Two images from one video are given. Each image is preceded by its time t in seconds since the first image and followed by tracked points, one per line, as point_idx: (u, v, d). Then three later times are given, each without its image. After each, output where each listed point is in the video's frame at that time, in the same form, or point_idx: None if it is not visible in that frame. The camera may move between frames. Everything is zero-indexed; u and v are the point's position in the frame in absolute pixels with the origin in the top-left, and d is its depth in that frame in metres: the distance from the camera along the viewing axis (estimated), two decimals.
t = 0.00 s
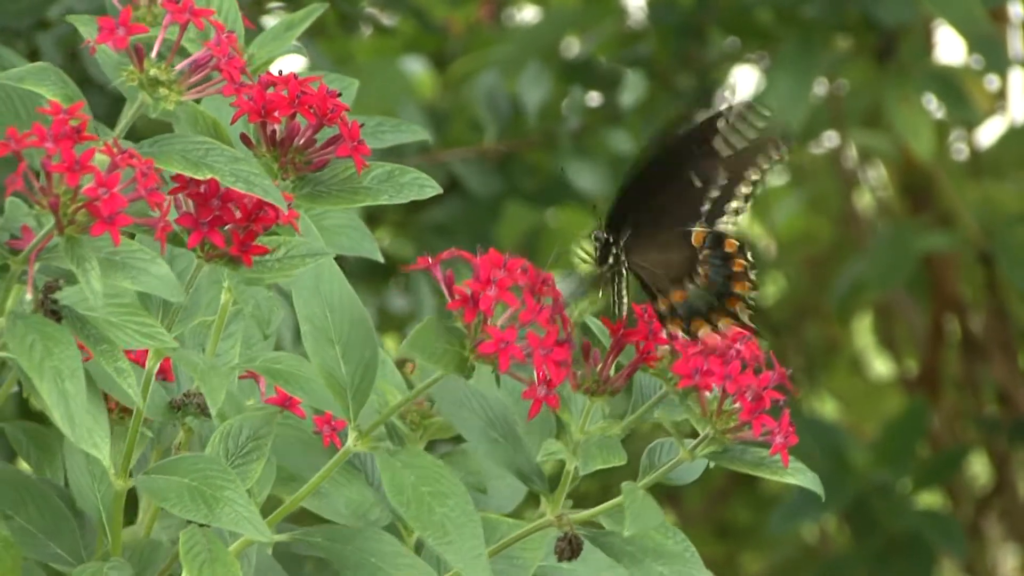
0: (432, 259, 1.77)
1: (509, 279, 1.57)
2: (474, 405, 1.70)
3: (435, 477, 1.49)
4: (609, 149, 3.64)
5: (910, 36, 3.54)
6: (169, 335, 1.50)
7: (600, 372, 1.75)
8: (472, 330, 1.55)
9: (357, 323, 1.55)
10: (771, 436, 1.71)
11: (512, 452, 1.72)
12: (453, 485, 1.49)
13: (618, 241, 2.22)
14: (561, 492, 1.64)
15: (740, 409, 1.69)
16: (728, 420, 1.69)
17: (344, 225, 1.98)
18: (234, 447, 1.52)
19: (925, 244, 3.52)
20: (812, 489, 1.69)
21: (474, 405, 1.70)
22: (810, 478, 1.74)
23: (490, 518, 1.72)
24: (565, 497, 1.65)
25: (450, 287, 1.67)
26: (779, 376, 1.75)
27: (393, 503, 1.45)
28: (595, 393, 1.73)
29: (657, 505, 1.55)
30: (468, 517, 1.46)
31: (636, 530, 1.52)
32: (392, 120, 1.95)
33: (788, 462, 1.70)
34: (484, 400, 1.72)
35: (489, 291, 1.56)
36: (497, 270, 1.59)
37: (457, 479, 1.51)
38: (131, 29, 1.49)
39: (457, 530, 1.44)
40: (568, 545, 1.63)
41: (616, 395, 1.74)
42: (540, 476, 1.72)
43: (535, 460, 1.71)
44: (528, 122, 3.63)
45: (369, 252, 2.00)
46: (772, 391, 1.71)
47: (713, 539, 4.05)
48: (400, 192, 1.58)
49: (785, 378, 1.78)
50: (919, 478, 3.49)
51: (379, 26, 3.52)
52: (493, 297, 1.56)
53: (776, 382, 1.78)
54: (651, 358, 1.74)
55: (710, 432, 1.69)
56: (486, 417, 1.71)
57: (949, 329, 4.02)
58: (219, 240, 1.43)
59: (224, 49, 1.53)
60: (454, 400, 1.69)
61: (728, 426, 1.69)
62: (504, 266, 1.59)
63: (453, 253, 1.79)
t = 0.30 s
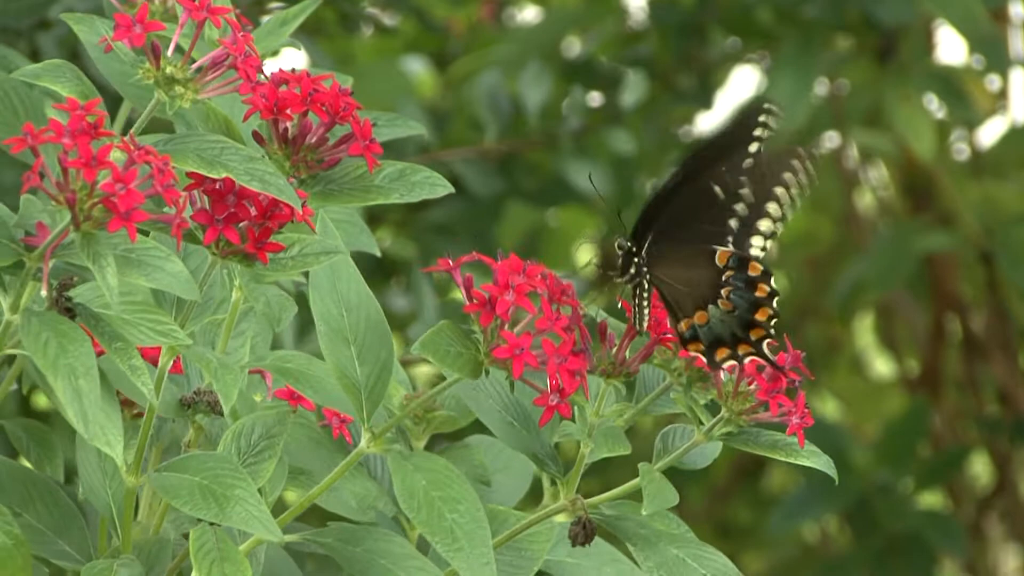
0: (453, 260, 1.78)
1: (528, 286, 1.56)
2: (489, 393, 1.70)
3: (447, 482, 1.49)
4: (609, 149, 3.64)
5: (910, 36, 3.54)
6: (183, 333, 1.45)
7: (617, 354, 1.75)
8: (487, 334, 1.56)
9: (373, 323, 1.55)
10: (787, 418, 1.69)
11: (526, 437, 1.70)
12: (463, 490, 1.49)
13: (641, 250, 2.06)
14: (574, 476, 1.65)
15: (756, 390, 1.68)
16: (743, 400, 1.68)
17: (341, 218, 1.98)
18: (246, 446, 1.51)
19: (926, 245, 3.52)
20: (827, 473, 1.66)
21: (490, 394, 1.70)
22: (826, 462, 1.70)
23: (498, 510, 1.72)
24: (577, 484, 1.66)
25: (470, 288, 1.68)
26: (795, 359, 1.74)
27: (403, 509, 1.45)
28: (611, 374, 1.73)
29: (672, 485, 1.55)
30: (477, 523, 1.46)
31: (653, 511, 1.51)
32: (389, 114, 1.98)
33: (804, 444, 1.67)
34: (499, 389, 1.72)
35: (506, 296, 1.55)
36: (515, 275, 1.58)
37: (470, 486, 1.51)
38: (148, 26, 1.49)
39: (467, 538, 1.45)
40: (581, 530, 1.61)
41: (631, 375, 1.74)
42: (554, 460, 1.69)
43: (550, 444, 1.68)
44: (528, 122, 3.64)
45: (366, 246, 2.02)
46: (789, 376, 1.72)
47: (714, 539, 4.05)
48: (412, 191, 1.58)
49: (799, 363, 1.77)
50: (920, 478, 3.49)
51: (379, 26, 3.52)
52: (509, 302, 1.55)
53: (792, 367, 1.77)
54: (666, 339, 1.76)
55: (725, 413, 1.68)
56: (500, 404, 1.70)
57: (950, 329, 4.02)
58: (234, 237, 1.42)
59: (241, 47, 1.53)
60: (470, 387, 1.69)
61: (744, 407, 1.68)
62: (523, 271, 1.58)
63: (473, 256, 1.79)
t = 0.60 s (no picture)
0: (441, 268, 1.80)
1: (519, 293, 1.56)
2: (477, 410, 1.76)
3: (438, 490, 1.50)
4: (610, 149, 3.64)
5: (910, 35, 3.53)
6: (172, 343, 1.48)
7: (603, 375, 1.75)
8: (478, 342, 1.55)
9: (364, 332, 1.55)
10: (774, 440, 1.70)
11: (513, 456, 1.74)
12: (456, 499, 1.50)
13: (627, 256, 2.19)
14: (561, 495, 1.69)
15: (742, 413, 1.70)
16: (730, 423, 1.70)
17: (344, 226, 1.98)
18: (236, 455, 1.52)
19: (926, 244, 3.52)
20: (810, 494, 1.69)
21: (479, 410, 1.76)
22: (812, 482, 1.73)
23: (491, 520, 1.72)
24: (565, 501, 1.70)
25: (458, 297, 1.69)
26: (782, 381, 1.77)
27: (394, 519, 1.46)
28: (598, 397, 1.74)
29: (657, 509, 1.57)
30: (468, 532, 1.47)
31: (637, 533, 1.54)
32: (396, 122, 1.96)
33: (789, 467, 1.70)
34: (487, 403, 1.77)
35: (497, 303, 1.55)
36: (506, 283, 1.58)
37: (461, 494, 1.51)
38: (136, 34, 1.49)
39: (457, 546, 1.46)
40: (568, 549, 1.69)
41: (618, 397, 1.75)
42: (541, 480, 1.74)
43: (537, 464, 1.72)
44: (528, 122, 3.64)
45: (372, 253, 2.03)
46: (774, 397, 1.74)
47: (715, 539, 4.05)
48: (408, 201, 1.57)
49: (787, 382, 1.80)
50: (920, 478, 3.49)
51: (380, 25, 3.52)
52: (501, 309, 1.55)
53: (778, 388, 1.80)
54: (653, 362, 1.75)
55: (711, 435, 1.70)
56: (487, 419, 1.75)
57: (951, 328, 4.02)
58: (221, 246, 1.44)
59: (230, 56, 1.53)
60: (457, 404, 1.75)
61: (730, 429, 1.70)
62: (514, 279, 1.59)
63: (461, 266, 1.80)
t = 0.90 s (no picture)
0: (416, 271, 1.80)
1: (490, 294, 1.57)
2: (457, 420, 1.74)
3: (417, 494, 1.50)
4: (608, 149, 3.63)
5: (909, 34, 3.50)
6: (148, 350, 1.50)
7: (585, 384, 1.74)
8: (453, 343, 1.56)
9: (340, 336, 1.56)
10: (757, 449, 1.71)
11: (496, 464, 1.73)
12: (435, 502, 1.50)
13: (604, 256, 2.23)
14: (548, 503, 1.67)
15: (724, 422, 1.70)
16: (712, 432, 1.70)
17: (339, 225, 1.99)
18: (216, 461, 1.53)
19: (925, 244, 3.51)
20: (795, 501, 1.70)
21: (458, 420, 1.74)
22: (797, 489, 1.74)
23: (479, 524, 1.73)
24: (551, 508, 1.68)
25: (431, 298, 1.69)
26: (764, 388, 1.77)
27: (373, 522, 1.46)
28: (579, 406, 1.73)
29: (642, 520, 1.57)
30: (447, 534, 1.47)
31: (619, 545, 1.53)
32: (389, 119, 1.94)
33: (773, 475, 1.70)
34: (466, 412, 1.75)
35: (469, 306, 1.56)
36: (477, 284, 1.58)
37: (441, 496, 1.51)
38: (107, 45, 1.51)
39: (437, 550, 1.46)
40: (554, 557, 1.64)
41: (600, 407, 1.74)
42: (528, 489, 1.74)
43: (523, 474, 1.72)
44: (527, 122, 3.64)
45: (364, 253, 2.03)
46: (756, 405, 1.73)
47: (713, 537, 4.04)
48: (385, 199, 1.58)
49: (770, 391, 1.80)
50: (919, 477, 3.49)
51: (379, 25, 3.52)
52: (472, 311, 1.55)
53: (762, 394, 1.80)
54: (634, 372, 1.76)
55: (695, 444, 1.70)
56: (468, 429, 1.74)
57: (950, 327, 4.01)
58: (196, 256, 1.44)
59: (203, 65, 1.54)
60: (437, 414, 1.73)
61: (713, 439, 1.70)
62: (485, 280, 1.59)
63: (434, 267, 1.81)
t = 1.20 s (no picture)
0: (416, 273, 1.80)
1: (491, 300, 1.57)
2: (456, 410, 1.73)
3: (414, 496, 1.50)
4: (607, 149, 3.63)
5: (907, 35, 3.50)
6: (145, 351, 1.48)
7: (583, 371, 1.75)
8: (452, 347, 1.56)
9: (338, 338, 1.56)
10: (755, 435, 1.72)
11: (494, 453, 1.74)
12: (431, 504, 1.50)
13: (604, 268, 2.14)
14: (544, 495, 1.67)
15: (722, 408, 1.72)
16: (710, 418, 1.72)
17: (331, 222, 1.99)
18: (213, 462, 1.53)
19: (924, 244, 3.51)
20: (795, 487, 1.69)
21: (457, 411, 1.73)
22: (796, 475, 1.73)
23: (476, 517, 1.72)
24: (548, 500, 1.68)
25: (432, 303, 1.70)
26: (761, 373, 1.79)
27: (371, 525, 1.46)
28: (578, 393, 1.74)
29: (639, 506, 1.57)
30: (444, 537, 1.48)
31: (616, 532, 1.54)
32: (380, 116, 1.94)
33: (771, 461, 1.70)
34: (465, 405, 1.75)
35: (470, 310, 1.56)
36: (479, 290, 1.59)
37: (437, 498, 1.52)
38: (101, 44, 1.51)
39: (433, 553, 1.46)
40: (552, 546, 1.67)
41: (599, 393, 1.74)
42: (524, 477, 1.73)
43: (520, 462, 1.72)
44: (525, 122, 3.64)
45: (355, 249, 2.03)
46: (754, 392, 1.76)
47: (712, 537, 4.04)
48: (378, 197, 1.58)
49: (767, 376, 1.81)
50: (917, 478, 3.48)
51: (378, 25, 3.51)
52: (473, 316, 1.55)
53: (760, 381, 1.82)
54: (632, 359, 1.78)
55: (693, 430, 1.71)
56: (466, 420, 1.73)
57: (948, 327, 4.02)
58: (191, 256, 1.44)
59: (196, 63, 1.55)
60: (437, 404, 1.72)
61: (711, 424, 1.72)
62: (487, 286, 1.60)
63: (435, 271, 1.81)
